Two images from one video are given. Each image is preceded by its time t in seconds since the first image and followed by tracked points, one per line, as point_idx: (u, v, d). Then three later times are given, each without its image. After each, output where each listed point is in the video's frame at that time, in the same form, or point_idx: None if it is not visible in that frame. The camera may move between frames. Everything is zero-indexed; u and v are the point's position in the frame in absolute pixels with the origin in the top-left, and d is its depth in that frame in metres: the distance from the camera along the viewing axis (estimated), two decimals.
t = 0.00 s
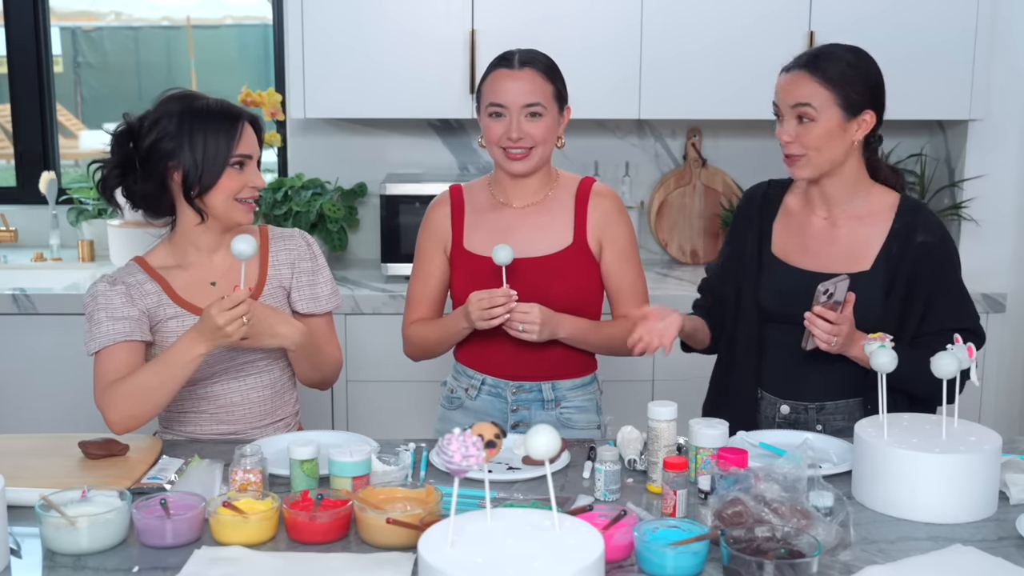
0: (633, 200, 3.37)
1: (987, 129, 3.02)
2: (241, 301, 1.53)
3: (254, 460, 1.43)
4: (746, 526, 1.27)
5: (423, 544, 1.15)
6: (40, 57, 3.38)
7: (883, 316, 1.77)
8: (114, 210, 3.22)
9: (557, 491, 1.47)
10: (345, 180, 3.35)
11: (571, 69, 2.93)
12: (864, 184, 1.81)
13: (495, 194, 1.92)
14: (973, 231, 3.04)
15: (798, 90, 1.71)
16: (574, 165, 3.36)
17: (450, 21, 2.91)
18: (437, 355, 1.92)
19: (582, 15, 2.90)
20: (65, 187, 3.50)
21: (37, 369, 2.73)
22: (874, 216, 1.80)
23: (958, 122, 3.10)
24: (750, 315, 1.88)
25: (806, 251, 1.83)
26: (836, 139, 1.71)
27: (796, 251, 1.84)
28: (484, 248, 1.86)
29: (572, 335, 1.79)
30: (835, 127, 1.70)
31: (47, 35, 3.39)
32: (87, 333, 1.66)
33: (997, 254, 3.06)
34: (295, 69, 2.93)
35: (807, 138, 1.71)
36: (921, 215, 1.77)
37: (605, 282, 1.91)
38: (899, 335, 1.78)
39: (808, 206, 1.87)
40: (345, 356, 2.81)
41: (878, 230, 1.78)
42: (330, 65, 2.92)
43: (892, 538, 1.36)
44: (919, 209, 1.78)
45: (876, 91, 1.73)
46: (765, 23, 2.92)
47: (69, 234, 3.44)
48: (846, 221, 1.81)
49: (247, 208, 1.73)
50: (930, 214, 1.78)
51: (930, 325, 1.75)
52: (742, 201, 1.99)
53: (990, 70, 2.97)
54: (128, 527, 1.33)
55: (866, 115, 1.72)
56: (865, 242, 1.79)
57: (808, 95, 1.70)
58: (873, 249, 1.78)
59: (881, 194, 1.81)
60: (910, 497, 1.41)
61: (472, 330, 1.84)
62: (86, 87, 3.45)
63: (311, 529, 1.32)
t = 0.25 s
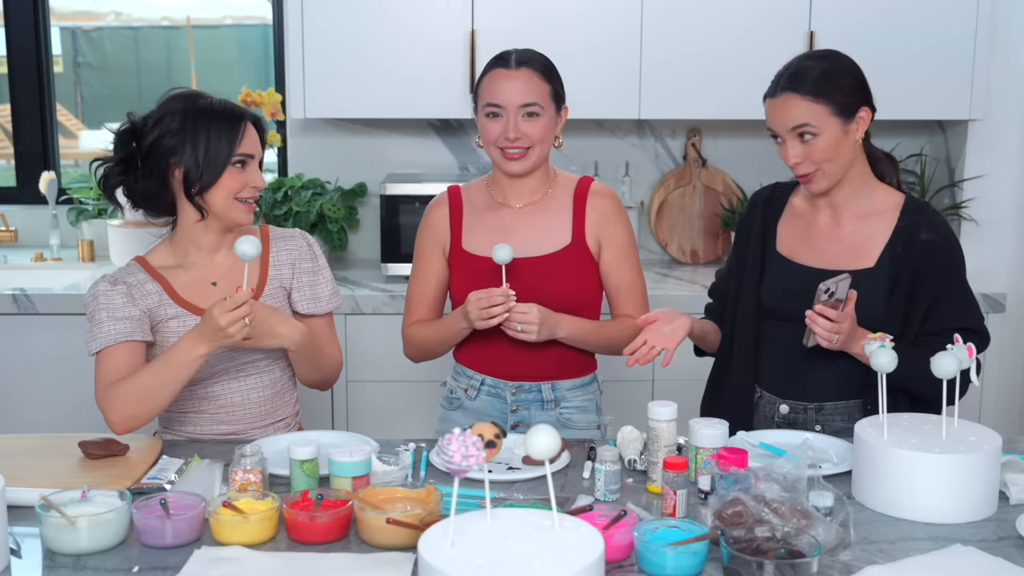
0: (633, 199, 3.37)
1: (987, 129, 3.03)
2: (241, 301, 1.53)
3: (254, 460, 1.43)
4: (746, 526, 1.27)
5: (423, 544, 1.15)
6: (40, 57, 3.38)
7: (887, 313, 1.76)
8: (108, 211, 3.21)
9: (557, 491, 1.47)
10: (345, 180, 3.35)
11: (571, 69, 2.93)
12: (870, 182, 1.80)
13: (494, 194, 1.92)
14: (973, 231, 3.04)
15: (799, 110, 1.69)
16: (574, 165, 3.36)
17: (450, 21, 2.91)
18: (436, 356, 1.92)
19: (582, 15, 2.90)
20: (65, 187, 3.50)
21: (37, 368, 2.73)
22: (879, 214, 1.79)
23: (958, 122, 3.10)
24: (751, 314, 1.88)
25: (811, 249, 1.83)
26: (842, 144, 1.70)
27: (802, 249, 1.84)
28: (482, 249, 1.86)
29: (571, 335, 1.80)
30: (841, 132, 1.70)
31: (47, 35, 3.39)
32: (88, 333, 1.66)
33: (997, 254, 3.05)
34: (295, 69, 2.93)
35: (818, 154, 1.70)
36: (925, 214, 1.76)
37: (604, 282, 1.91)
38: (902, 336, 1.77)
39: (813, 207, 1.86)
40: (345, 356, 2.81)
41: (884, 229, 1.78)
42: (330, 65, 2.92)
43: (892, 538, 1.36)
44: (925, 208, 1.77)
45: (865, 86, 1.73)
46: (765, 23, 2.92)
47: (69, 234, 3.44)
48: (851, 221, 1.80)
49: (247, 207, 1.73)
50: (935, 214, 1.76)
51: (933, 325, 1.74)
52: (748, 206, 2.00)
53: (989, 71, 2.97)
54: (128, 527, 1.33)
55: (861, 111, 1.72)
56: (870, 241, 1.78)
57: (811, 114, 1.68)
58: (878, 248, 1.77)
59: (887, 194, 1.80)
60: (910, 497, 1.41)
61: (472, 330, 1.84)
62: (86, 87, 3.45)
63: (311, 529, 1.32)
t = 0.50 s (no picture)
0: (633, 200, 3.37)
1: (987, 129, 3.03)
2: (242, 301, 1.53)
3: (254, 460, 1.43)
4: (746, 526, 1.27)
5: (423, 544, 1.15)
6: (40, 57, 3.38)
7: (889, 316, 1.76)
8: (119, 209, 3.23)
9: (557, 491, 1.47)
10: (345, 179, 3.35)
11: (571, 69, 2.93)
12: (877, 185, 1.79)
13: (493, 194, 1.92)
14: (973, 231, 3.04)
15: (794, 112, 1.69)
16: (574, 165, 3.35)
17: (450, 21, 2.91)
18: (436, 356, 1.92)
19: (582, 16, 2.90)
20: (65, 187, 3.50)
21: (37, 368, 2.73)
22: (884, 217, 1.78)
23: (958, 122, 3.10)
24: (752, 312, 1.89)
25: (816, 250, 1.83)
26: (842, 145, 1.70)
27: (806, 249, 1.85)
28: (481, 249, 1.86)
29: (569, 335, 1.80)
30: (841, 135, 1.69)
31: (47, 35, 3.39)
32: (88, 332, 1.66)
33: (998, 254, 3.05)
34: (295, 69, 2.93)
35: (815, 156, 1.70)
36: (932, 219, 1.76)
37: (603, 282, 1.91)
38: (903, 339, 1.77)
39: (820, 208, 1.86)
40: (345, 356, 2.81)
41: (890, 232, 1.77)
42: (331, 65, 2.92)
43: (892, 538, 1.36)
44: (931, 214, 1.76)
45: (868, 89, 1.73)
46: (765, 24, 2.92)
47: (69, 234, 3.44)
48: (855, 222, 1.80)
49: (248, 208, 1.73)
50: (942, 219, 1.76)
51: (935, 329, 1.73)
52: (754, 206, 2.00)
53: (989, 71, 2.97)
54: (128, 527, 1.33)
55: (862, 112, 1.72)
56: (875, 243, 1.78)
57: (808, 117, 1.68)
58: (883, 249, 1.77)
59: (892, 198, 1.79)
60: (910, 497, 1.41)
61: (471, 330, 1.84)
62: (86, 87, 3.45)
63: (311, 529, 1.32)
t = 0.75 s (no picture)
0: (633, 200, 3.37)
1: (987, 129, 3.03)
2: (242, 300, 1.53)
3: (254, 460, 1.44)
4: (746, 526, 1.27)
5: (423, 544, 1.15)
6: (40, 57, 3.38)
7: (888, 317, 1.76)
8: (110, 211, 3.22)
9: (557, 491, 1.47)
10: (345, 179, 3.35)
11: (570, 70, 2.93)
12: (875, 185, 1.79)
13: (493, 194, 1.92)
14: (972, 231, 3.04)
15: (789, 113, 1.70)
16: (574, 165, 3.35)
17: (450, 21, 2.91)
18: (436, 356, 1.91)
19: (584, 15, 2.90)
20: (65, 187, 3.50)
21: (38, 369, 2.73)
22: (884, 219, 1.78)
23: (958, 122, 3.11)
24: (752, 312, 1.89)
25: (815, 250, 1.83)
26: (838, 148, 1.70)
27: (806, 249, 1.85)
28: (481, 249, 1.86)
29: (569, 335, 1.79)
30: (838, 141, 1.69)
31: (47, 35, 3.39)
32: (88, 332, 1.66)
33: (997, 254, 3.05)
34: (295, 69, 2.93)
35: (811, 159, 1.71)
36: (931, 219, 1.75)
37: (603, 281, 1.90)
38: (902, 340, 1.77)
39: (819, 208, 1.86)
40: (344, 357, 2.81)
41: (890, 233, 1.77)
42: (330, 65, 2.92)
43: (892, 538, 1.36)
44: (930, 214, 1.76)
45: (869, 90, 1.73)
46: (766, 23, 2.92)
47: (69, 234, 3.44)
48: (854, 223, 1.80)
49: (247, 209, 1.73)
50: (941, 220, 1.76)
51: (933, 330, 1.73)
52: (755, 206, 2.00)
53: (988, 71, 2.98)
54: (128, 527, 1.33)
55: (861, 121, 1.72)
56: (875, 244, 1.77)
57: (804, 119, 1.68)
58: (882, 250, 1.77)
59: (892, 199, 1.79)
60: (910, 497, 1.41)
61: (471, 330, 1.84)
62: (86, 87, 3.45)
63: (311, 529, 1.33)
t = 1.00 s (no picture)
0: (620, 201, 3.59)
1: (930, 137, 3.24)
2: (263, 313, 1.67)
3: (287, 429, 1.60)
4: (718, 487, 1.41)
5: (434, 502, 1.22)
6: (98, 77, 3.59)
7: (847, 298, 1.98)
8: (163, 211, 3.46)
9: (552, 456, 1.68)
10: (367, 183, 3.57)
11: (563, 89, 3.15)
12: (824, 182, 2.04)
13: (491, 197, 2.13)
14: (916, 228, 3.27)
15: (772, 97, 1.95)
16: (565, 171, 3.57)
17: (460, 41, 3.12)
18: (444, 341, 2.13)
19: (572, 40, 3.12)
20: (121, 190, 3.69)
21: (75, 357, 2.94)
22: (835, 212, 2.02)
23: (905, 134, 3.33)
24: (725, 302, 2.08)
25: (775, 243, 2.04)
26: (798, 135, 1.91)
27: (766, 243, 2.06)
28: (482, 246, 2.08)
29: (564, 322, 2.01)
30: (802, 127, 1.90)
31: (104, 57, 3.60)
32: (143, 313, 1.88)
33: (938, 249, 3.28)
34: (322, 86, 3.15)
35: (776, 144, 1.94)
36: (875, 207, 2.01)
37: (592, 273, 2.12)
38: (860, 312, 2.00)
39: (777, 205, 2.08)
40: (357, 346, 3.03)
41: (840, 225, 2.01)
42: (350, 81, 3.14)
43: (846, 497, 1.48)
44: (873, 202, 2.01)
45: (827, 90, 1.94)
46: (751, 43, 3.14)
47: (125, 232, 3.67)
48: (811, 216, 2.04)
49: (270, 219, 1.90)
50: (883, 208, 2.01)
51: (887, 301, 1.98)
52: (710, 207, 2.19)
53: (959, 86, 3.19)
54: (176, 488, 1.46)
55: (827, 113, 1.93)
56: (826, 236, 2.01)
57: (775, 103, 1.94)
58: (833, 242, 2.00)
59: (840, 198, 2.03)
60: (859, 461, 1.54)
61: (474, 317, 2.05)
62: (141, 103, 3.65)
63: (336, 491, 1.46)
